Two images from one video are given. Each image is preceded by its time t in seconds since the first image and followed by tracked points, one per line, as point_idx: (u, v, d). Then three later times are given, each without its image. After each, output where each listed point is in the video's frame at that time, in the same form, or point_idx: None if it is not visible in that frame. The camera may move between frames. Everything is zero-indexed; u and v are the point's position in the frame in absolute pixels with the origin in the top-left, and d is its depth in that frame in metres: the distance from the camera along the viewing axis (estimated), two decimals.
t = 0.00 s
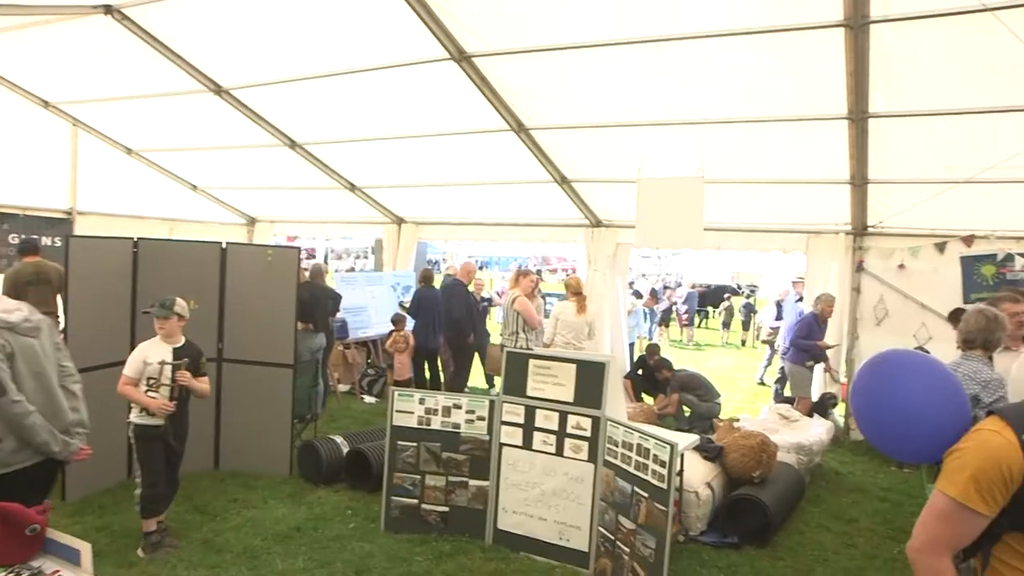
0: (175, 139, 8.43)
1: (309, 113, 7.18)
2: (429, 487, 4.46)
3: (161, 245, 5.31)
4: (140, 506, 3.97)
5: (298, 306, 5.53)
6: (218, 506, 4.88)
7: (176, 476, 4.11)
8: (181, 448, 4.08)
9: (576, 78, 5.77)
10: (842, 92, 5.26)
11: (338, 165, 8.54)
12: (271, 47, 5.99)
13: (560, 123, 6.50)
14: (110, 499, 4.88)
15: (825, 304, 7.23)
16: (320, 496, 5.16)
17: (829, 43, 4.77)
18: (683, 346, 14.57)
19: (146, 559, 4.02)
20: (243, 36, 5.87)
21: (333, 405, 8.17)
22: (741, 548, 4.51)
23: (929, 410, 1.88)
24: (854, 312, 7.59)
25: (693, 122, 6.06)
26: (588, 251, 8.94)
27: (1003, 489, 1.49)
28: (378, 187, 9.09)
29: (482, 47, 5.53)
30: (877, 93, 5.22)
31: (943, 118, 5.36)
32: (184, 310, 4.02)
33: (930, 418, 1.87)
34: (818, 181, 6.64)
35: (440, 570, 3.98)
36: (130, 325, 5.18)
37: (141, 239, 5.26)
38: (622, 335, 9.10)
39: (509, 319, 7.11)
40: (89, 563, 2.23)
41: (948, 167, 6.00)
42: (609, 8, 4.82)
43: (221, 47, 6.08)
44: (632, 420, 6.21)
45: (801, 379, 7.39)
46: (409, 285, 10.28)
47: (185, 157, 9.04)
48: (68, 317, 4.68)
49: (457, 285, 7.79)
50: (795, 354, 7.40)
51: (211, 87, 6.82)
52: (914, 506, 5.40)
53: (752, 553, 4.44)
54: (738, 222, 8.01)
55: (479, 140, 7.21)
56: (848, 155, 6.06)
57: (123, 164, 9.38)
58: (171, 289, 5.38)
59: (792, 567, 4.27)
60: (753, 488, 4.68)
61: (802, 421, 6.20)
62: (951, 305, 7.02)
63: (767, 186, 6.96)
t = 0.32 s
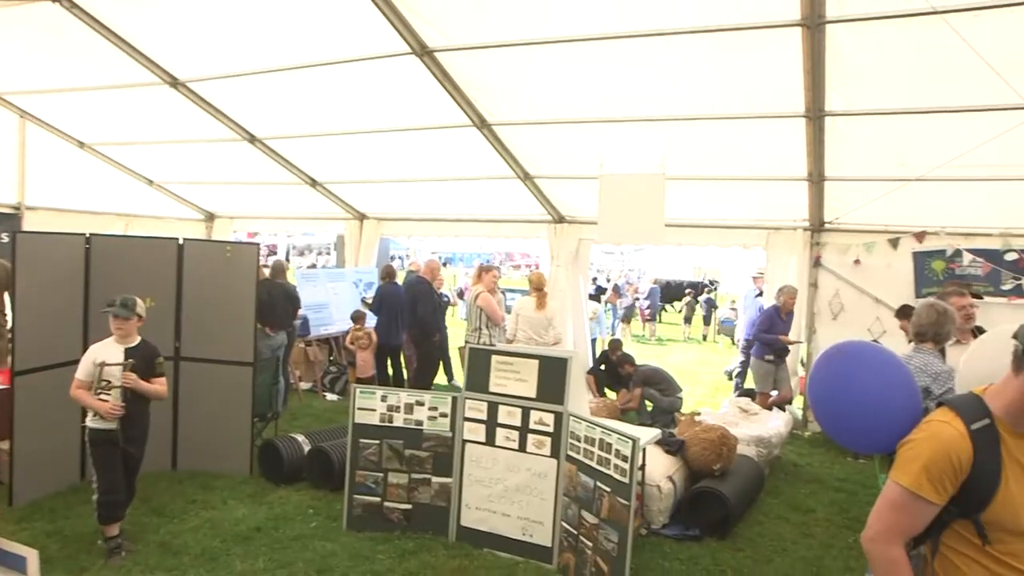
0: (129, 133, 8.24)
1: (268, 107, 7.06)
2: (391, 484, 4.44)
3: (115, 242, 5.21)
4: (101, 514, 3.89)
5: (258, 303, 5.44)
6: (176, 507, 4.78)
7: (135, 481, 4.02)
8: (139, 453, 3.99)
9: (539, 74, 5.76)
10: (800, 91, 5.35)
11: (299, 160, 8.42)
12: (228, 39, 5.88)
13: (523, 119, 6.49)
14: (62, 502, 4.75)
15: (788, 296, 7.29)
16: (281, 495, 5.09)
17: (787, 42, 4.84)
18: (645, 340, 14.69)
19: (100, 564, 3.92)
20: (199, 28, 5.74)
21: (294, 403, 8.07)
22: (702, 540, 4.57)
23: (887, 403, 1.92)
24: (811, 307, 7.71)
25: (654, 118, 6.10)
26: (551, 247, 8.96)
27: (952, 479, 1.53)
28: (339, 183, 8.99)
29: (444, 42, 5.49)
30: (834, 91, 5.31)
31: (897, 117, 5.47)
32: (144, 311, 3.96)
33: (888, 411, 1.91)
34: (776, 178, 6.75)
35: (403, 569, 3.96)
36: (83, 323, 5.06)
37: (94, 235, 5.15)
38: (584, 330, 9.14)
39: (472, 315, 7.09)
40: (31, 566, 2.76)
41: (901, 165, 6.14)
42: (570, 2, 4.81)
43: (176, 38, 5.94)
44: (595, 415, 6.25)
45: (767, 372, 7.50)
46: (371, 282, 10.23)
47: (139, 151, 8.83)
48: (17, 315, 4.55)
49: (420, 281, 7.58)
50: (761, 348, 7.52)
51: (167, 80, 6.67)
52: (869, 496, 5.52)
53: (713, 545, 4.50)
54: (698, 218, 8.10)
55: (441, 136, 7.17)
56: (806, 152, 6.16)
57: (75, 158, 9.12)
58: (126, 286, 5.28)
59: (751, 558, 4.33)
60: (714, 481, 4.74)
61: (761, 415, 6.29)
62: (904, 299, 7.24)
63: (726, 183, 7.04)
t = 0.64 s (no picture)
0: (79, 127, 8.02)
1: (224, 100, 6.93)
2: (354, 481, 4.40)
3: (64, 238, 5.05)
4: (51, 520, 3.76)
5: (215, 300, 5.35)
6: (132, 510, 4.68)
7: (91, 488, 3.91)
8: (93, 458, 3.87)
9: (499, 67, 5.75)
10: (756, 84, 5.42)
11: (256, 154, 8.28)
12: (181, 31, 5.74)
13: (483, 112, 6.47)
14: (12, 509, 4.61)
15: (761, 289, 7.04)
16: (242, 495, 5.02)
17: (744, 37, 4.90)
18: (607, 332, 14.79)
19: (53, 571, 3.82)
20: (150, 19, 5.60)
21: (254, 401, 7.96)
22: (665, 528, 4.62)
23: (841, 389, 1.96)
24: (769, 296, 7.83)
25: (614, 111, 6.14)
26: (512, 240, 8.97)
27: (902, 463, 1.57)
28: (298, 177, 8.87)
29: (402, 34, 5.44)
30: (790, 84, 5.39)
31: (850, 110, 5.59)
32: (97, 311, 3.87)
33: (841, 396, 1.95)
34: (734, 170, 6.84)
35: (367, 566, 3.94)
36: (32, 323, 4.90)
37: (41, 230, 4.96)
38: (546, 323, 9.16)
39: (434, 309, 7.05)
40: None
41: (854, 158, 6.27)
42: None
43: (126, 29, 5.79)
44: (558, 407, 6.28)
45: (736, 366, 7.28)
46: (332, 277, 10.13)
47: (90, 146, 8.60)
48: None
49: (382, 279, 7.46)
50: (731, 341, 7.32)
51: (117, 72, 6.50)
52: (825, 481, 5.65)
53: (675, 533, 4.56)
54: (658, 210, 8.17)
55: (401, 129, 7.11)
56: (762, 144, 6.25)
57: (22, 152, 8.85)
58: (76, 284, 5.12)
59: (713, 545, 4.40)
60: (675, 470, 4.80)
61: (721, 404, 6.39)
62: (859, 289, 7.40)
63: (685, 175, 7.12)
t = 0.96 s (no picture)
0: (22, 120, 7.76)
1: (174, 93, 6.77)
2: (311, 480, 4.35)
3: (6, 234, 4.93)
4: None
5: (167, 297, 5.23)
6: (81, 514, 4.56)
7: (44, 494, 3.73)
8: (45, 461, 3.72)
9: (456, 62, 5.72)
10: (710, 81, 5.49)
11: (208, 149, 8.11)
12: (132, 23, 5.61)
13: (440, 107, 6.44)
14: None
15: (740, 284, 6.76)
16: (197, 496, 4.93)
17: (698, 34, 4.96)
18: (566, 327, 14.85)
19: None
20: (95, 9, 5.44)
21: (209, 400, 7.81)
22: (623, 521, 4.66)
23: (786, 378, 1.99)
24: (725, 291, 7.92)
25: (571, 107, 6.15)
26: (470, 236, 8.95)
27: (846, 452, 1.61)
28: (253, 172, 8.72)
29: (358, 28, 5.38)
30: (742, 82, 5.47)
31: (802, 107, 5.69)
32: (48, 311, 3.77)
33: (787, 385, 1.97)
34: (689, 166, 6.92)
35: (325, 566, 3.90)
36: None
37: None
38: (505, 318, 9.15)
39: (392, 306, 7.01)
40: None
41: (806, 154, 6.39)
42: None
43: (70, 19, 5.62)
44: (517, 403, 6.29)
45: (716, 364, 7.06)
46: (289, 274, 10.00)
47: (34, 139, 8.33)
48: None
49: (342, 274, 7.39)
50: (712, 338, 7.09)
51: (61, 63, 6.30)
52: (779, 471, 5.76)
53: (633, 526, 4.60)
54: (615, 206, 8.22)
55: (358, 124, 7.04)
56: (717, 141, 6.34)
57: None
58: (19, 282, 4.99)
59: (670, 536, 4.45)
60: (633, 464, 4.85)
61: (678, 397, 6.47)
62: (810, 283, 7.56)
63: (642, 171, 7.17)
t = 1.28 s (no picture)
0: None
1: (122, 87, 6.60)
2: (267, 480, 4.29)
3: None
4: None
5: (115, 295, 5.11)
6: (26, 522, 4.43)
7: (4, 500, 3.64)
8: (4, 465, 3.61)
9: (412, 56, 5.68)
10: (664, 78, 5.55)
11: (159, 145, 7.93)
12: (77, 14, 5.45)
13: (396, 103, 6.39)
14: None
15: (717, 281, 6.54)
16: (149, 500, 4.82)
17: (653, 32, 5.02)
18: (526, 323, 14.89)
19: None
20: None
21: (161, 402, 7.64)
22: (582, 515, 4.68)
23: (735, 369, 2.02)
24: (682, 285, 7.99)
25: (528, 103, 6.16)
26: (428, 233, 8.91)
27: (791, 441, 1.64)
28: (206, 169, 8.55)
29: (312, 22, 5.31)
30: (697, 79, 5.53)
31: (755, 104, 5.78)
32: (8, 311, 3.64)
33: (737, 376, 2.01)
34: (646, 162, 6.98)
35: (282, 567, 3.85)
36: None
37: None
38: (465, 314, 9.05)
39: (350, 304, 6.92)
40: None
41: (759, 150, 6.49)
42: None
43: (10, 10, 5.43)
44: (475, 399, 6.28)
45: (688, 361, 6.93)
46: (244, 271, 9.84)
47: None
48: None
49: (298, 273, 7.32)
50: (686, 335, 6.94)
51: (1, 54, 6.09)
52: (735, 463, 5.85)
53: (592, 520, 4.63)
54: (573, 202, 8.25)
55: (313, 120, 6.95)
56: (672, 137, 6.40)
57: None
58: None
59: (629, 529, 4.49)
60: (591, 458, 4.89)
61: (636, 391, 6.53)
62: (764, 277, 7.69)
63: (599, 167, 7.21)
